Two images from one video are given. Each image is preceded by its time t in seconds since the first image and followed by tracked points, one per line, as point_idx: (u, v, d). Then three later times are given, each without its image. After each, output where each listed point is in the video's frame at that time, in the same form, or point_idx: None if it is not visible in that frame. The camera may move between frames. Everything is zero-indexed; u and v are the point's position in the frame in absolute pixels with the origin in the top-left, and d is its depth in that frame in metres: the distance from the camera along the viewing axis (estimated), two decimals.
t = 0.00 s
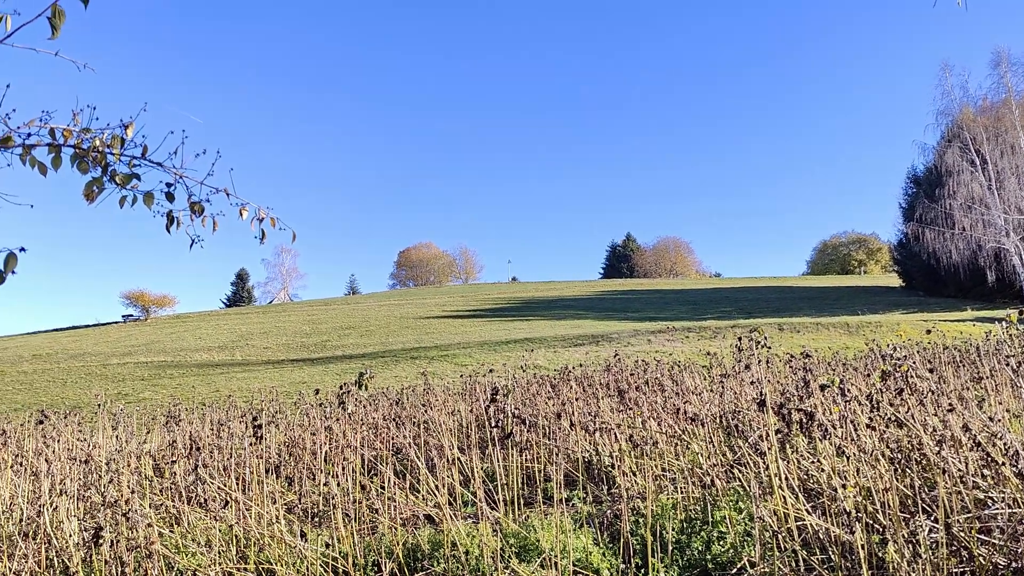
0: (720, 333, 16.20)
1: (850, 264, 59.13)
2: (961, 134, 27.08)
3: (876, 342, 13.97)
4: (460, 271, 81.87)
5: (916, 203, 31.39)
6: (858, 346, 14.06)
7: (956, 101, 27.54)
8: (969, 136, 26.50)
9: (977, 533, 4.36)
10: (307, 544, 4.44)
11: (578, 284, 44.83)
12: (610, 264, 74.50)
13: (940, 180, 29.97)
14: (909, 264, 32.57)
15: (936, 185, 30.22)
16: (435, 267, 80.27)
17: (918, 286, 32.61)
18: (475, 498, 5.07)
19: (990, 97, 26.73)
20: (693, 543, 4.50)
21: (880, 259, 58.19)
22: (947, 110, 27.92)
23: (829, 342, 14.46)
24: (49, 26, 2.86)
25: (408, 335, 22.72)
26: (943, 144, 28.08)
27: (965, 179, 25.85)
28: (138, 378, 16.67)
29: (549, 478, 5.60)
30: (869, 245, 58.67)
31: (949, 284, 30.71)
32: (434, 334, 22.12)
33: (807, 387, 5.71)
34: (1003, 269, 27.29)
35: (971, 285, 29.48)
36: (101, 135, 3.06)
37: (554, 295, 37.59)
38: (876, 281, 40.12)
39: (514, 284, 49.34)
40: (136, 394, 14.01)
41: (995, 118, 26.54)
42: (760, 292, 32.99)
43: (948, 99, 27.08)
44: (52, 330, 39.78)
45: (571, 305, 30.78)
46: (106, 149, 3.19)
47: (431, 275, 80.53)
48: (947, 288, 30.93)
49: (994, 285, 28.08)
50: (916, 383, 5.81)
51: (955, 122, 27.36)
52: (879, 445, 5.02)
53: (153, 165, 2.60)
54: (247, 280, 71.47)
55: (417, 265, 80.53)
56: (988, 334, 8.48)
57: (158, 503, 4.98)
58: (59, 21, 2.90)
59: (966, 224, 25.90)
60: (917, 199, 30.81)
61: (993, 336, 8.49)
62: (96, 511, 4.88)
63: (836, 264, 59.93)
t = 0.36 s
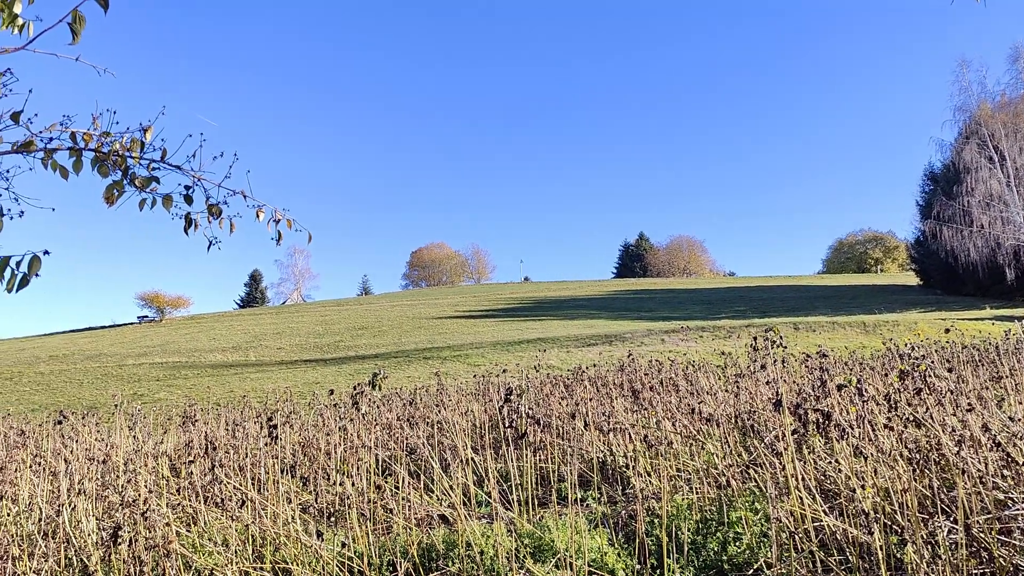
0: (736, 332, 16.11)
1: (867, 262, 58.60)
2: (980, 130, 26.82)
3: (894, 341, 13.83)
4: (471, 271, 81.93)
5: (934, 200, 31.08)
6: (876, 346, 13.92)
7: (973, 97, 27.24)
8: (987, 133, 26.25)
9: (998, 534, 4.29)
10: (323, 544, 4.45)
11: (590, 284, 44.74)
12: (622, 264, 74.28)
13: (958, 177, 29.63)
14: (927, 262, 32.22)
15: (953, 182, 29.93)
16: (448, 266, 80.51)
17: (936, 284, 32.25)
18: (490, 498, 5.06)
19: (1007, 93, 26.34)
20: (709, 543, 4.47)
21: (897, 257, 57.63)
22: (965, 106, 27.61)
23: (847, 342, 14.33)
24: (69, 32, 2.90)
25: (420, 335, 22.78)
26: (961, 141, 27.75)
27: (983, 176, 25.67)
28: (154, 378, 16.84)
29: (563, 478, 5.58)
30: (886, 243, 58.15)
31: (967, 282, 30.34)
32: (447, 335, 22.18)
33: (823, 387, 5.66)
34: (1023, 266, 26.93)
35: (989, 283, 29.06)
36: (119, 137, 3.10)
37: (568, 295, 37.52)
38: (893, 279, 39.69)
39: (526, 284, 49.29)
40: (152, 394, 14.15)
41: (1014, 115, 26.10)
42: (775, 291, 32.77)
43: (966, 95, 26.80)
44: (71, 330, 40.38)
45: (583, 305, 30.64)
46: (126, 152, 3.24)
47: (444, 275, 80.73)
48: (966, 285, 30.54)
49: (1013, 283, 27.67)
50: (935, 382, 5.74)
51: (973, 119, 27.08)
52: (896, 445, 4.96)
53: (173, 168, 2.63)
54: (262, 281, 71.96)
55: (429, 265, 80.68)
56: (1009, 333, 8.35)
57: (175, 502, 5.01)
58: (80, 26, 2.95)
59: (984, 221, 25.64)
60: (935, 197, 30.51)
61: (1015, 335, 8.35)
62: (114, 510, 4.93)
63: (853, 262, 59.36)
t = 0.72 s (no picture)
0: (751, 331, 16.03)
1: (883, 261, 58.09)
2: (998, 126, 26.64)
3: (912, 340, 13.69)
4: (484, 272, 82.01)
5: (951, 197, 30.80)
6: (893, 344, 13.78)
7: (991, 93, 26.91)
8: (1006, 128, 26.07)
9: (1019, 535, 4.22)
10: (339, 544, 4.46)
11: (602, 284, 44.64)
12: (635, 263, 74.06)
13: (976, 174, 29.32)
14: (944, 260, 31.91)
15: (971, 179, 29.67)
16: (461, 267, 80.70)
17: (954, 283, 31.91)
18: (505, 498, 5.06)
19: None
20: (725, 544, 4.44)
21: (914, 255, 57.08)
22: (982, 102, 27.40)
23: (864, 340, 14.21)
24: (90, 35, 2.95)
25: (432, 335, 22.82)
26: (979, 137, 27.41)
27: (1002, 172, 25.63)
28: (170, 378, 17.01)
29: (577, 478, 5.57)
30: (903, 241, 57.65)
31: (986, 281, 29.96)
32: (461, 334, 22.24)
33: (840, 387, 5.61)
34: None
35: (1009, 282, 28.66)
36: (138, 139, 3.14)
37: (582, 294, 37.48)
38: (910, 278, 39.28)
39: (539, 285, 49.27)
40: (169, 395, 14.29)
41: None
42: (791, 290, 32.51)
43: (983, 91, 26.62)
44: (88, 332, 40.88)
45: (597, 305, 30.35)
46: (145, 154, 3.28)
47: (456, 276, 80.91)
48: (984, 284, 30.17)
49: None
50: (954, 381, 5.67)
51: (992, 115, 26.88)
52: (915, 445, 4.91)
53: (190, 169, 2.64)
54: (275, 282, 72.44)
55: (442, 266, 80.88)
56: None
57: (192, 502, 5.05)
58: (99, 29, 2.99)
59: (1004, 218, 25.48)
60: (952, 194, 30.26)
61: None
62: (133, 510, 4.97)
63: (869, 261, 58.86)
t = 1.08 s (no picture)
0: (766, 330, 15.92)
1: (900, 259, 57.57)
2: (1017, 122, 26.31)
3: (930, 339, 13.54)
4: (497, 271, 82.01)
5: (969, 194, 30.43)
6: (911, 343, 13.63)
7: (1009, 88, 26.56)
8: None
9: None
10: (355, 543, 4.47)
11: (614, 284, 44.50)
12: (648, 263, 73.77)
13: (994, 170, 28.96)
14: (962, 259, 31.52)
15: (989, 176, 29.30)
16: (473, 267, 80.78)
17: (972, 281, 31.47)
18: (518, 498, 5.06)
19: None
20: (741, 545, 4.41)
21: (932, 253, 56.48)
22: (1000, 98, 27.07)
23: (881, 339, 14.06)
24: (106, 39, 2.97)
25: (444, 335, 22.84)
26: (998, 133, 27.04)
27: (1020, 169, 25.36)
28: (185, 379, 17.17)
29: (591, 478, 5.56)
30: (920, 239, 57.06)
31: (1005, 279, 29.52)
32: (474, 334, 22.26)
33: (857, 386, 5.56)
34: None
35: None
36: (154, 141, 3.17)
37: (596, 294, 37.31)
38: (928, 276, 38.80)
39: (552, 285, 49.16)
40: (185, 395, 14.42)
41: None
42: (807, 288, 32.21)
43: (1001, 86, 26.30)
44: (105, 333, 41.34)
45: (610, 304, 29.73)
46: (161, 157, 3.31)
47: (469, 276, 80.99)
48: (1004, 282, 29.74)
49: None
50: (973, 381, 5.61)
51: (1010, 111, 26.55)
52: (933, 445, 4.84)
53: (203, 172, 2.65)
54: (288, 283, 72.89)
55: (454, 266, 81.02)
56: None
57: (209, 501, 5.08)
58: (116, 33, 3.01)
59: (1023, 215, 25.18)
60: (970, 191, 29.89)
61: None
62: (150, 509, 5.01)
63: (886, 259, 58.28)
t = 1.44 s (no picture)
0: (780, 330, 15.82)
1: (917, 257, 57.05)
2: None
3: (948, 338, 13.39)
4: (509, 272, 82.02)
5: (987, 191, 30.01)
6: (928, 343, 13.49)
7: None
8: None
9: None
10: (369, 543, 4.47)
11: (627, 284, 44.36)
12: (661, 262, 73.58)
13: (1013, 167, 28.54)
14: (980, 257, 31.11)
15: (1008, 173, 28.88)
16: (485, 267, 80.84)
17: (991, 280, 31.06)
18: (532, 498, 5.04)
19: None
20: (756, 545, 4.36)
21: (949, 251, 55.91)
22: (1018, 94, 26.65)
23: (898, 339, 13.92)
24: (121, 42, 2.99)
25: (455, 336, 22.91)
26: (1017, 130, 26.67)
27: None
28: (199, 379, 17.32)
29: (604, 478, 5.53)
30: (937, 237, 56.48)
31: None
32: (487, 334, 22.38)
33: (873, 386, 5.50)
34: None
35: None
36: (169, 143, 3.19)
37: (610, 294, 37.20)
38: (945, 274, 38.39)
39: (565, 285, 49.09)
40: (199, 395, 14.56)
41: None
42: (822, 287, 31.95)
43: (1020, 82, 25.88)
44: (121, 334, 41.85)
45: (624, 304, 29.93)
46: (175, 158, 3.32)
47: (482, 277, 81.15)
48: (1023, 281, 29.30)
49: None
50: (992, 380, 5.54)
51: None
52: (952, 445, 4.78)
53: (218, 171, 2.65)
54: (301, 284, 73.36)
55: (466, 266, 81.19)
56: None
57: (223, 500, 5.10)
58: (130, 36, 3.03)
59: None
60: (988, 188, 29.48)
61: None
62: (165, 509, 5.06)
63: (903, 258, 57.77)
